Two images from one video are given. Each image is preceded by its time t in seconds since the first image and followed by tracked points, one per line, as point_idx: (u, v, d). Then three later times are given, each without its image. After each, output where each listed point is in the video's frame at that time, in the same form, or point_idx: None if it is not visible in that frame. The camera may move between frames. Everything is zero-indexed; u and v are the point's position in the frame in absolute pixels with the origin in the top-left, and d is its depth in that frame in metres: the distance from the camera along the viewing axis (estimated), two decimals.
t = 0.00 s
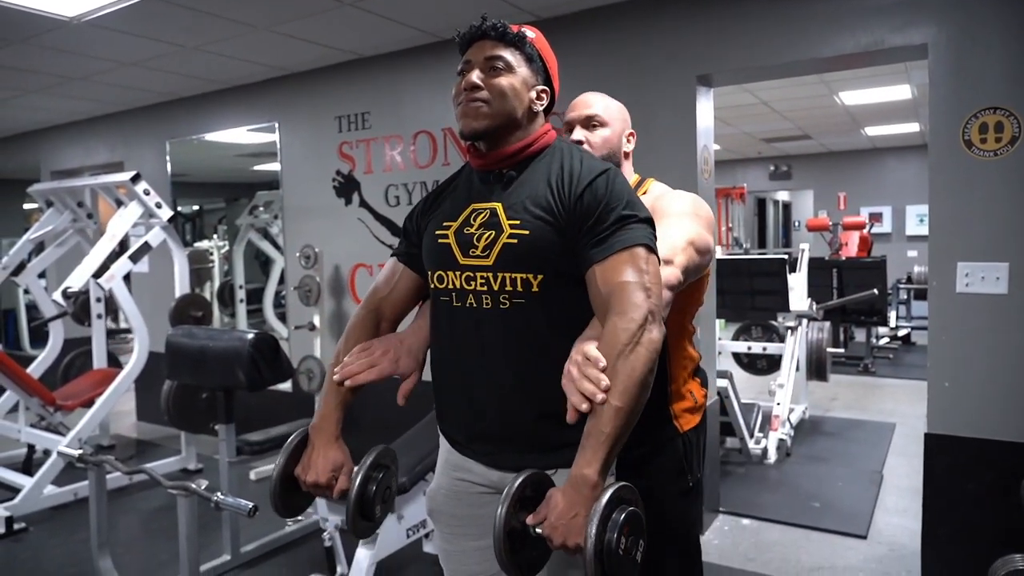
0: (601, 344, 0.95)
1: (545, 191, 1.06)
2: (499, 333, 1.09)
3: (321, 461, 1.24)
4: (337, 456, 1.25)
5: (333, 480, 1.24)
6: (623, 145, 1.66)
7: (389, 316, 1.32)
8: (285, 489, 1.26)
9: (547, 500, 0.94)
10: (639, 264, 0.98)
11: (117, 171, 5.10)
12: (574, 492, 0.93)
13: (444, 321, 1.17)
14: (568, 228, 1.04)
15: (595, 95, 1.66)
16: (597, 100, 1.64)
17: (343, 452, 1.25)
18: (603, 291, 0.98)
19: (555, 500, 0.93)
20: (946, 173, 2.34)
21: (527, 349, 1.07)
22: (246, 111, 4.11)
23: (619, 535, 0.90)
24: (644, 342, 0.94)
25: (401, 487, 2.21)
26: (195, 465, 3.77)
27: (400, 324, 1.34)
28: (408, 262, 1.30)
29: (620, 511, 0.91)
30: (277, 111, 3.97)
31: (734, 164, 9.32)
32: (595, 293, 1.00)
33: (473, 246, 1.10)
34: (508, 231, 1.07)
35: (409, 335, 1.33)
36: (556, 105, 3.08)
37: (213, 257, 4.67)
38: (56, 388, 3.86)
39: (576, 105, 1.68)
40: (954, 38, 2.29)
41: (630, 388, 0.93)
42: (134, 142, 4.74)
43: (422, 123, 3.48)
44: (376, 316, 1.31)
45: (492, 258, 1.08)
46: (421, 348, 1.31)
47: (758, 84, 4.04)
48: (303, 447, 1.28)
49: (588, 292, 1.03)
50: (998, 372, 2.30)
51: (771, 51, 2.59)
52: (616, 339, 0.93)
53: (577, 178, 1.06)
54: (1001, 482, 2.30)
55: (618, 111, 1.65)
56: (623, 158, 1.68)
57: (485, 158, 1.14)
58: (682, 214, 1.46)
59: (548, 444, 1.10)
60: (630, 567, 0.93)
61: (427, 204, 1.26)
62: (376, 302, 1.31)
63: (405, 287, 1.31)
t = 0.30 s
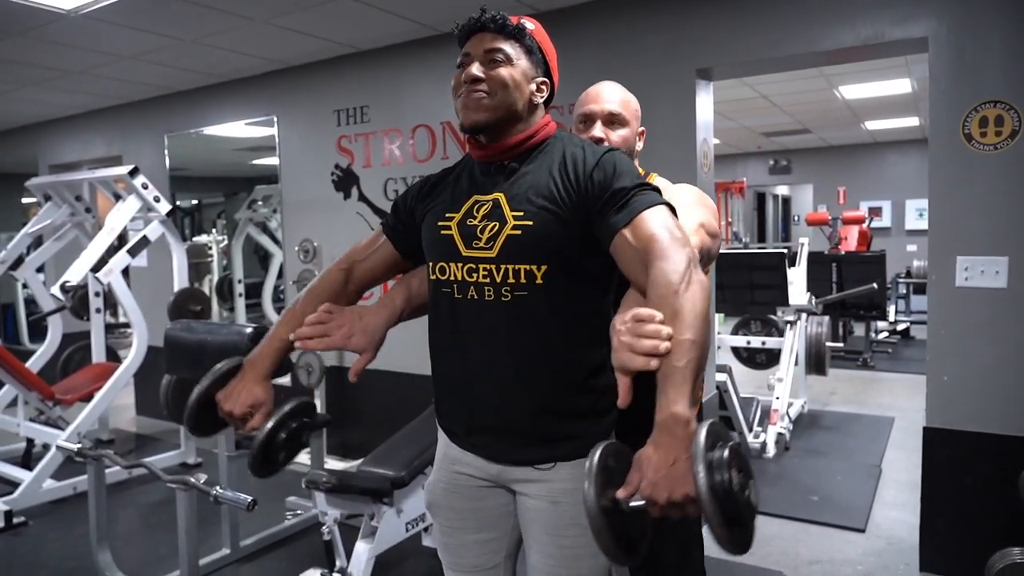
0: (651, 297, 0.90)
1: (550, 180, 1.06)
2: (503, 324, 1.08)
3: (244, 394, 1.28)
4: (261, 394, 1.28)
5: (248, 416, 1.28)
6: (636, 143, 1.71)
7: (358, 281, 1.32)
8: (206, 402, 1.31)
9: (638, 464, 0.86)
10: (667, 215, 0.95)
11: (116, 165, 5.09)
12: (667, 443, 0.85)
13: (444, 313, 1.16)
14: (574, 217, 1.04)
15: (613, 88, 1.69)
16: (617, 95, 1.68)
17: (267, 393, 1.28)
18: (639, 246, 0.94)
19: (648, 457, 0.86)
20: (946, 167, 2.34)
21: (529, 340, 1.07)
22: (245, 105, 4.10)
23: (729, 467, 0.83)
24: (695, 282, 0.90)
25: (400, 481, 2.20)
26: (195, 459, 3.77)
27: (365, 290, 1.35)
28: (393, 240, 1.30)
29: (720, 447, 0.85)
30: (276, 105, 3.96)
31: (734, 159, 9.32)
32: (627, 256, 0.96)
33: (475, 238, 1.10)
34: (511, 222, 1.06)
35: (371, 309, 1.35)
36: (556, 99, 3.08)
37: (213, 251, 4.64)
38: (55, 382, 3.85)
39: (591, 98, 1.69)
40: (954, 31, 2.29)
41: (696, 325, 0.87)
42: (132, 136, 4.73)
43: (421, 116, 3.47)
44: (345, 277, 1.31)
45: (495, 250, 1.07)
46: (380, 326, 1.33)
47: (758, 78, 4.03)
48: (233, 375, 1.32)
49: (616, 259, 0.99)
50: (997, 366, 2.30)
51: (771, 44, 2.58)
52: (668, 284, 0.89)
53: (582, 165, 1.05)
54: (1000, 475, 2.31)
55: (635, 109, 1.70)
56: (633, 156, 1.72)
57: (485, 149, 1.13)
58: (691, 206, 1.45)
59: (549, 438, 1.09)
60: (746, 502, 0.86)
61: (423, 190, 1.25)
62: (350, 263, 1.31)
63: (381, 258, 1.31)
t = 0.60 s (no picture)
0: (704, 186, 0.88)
1: (557, 154, 1.05)
2: (505, 301, 1.07)
3: (176, 258, 1.26)
4: (190, 265, 1.26)
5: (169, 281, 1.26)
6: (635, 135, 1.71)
7: (332, 211, 1.29)
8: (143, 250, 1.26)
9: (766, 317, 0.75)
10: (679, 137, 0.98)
11: (113, 155, 5.07)
12: (788, 269, 0.74)
13: (446, 291, 1.15)
14: (580, 184, 1.03)
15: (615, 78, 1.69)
16: (619, 85, 1.68)
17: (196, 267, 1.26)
18: (671, 158, 0.94)
19: (778, 292, 0.74)
20: (946, 157, 2.33)
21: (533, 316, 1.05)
22: (242, 95, 4.08)
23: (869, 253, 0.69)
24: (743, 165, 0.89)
25: (399, 471, 2.20)
26: (194, 450, 3.78)
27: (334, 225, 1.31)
28: (380, 187, 1.25)
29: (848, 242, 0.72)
30: (273, 95, 3.95)
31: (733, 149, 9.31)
32: (661, 176, 0.95)
33: (478, 214, 1.08)
34: (515, 197, 1.05)
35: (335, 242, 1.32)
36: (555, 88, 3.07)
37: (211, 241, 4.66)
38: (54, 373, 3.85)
39: (591, 87, 1.68)
40: (955, 19, 2.27)
41: (761, 185, 0.84)
42: (129, 126, 4.71)
43: (419, 106, 3.45)
44: (321, 202, 1.28)
45: (498, 225, 1.06)
46: (338, 264, 1.30)
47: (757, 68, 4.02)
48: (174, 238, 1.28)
49: (647, 192, 0.98)
50: (996, 356, 2.30)
51: (771, 34, 2.56)
52: (716, 170, 0.88)
53: (587, 134, 1.06)
54: (997, 465, 2.32)
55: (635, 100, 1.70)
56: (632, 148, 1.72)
57: (487, 131, 1.12)
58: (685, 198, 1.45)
59: (551, 421, 1.08)
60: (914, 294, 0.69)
61: (423, 157, 1.22)
62: (330, 189, 1.29)
63: (360, 193, 1.27)
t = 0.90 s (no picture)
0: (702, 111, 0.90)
1: (557, 136, 1.05)
2: (504, 283, 1.06)
3: (160, 176, 1.26)
4: (171, 187, 1.25)
5: (147, 195, 1.25)
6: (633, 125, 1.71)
7: (328, 169, 1.26)
8: (130, 158, 1.28)
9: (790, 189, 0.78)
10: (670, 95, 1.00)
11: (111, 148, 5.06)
12: (808, 140, 0.77)
13: (445, 277, 1.14)
14: (578, 162, 1.03)
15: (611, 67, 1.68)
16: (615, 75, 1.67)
17: (177, 189, 1.25)
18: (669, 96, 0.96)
19: (804, 160, 0.76)
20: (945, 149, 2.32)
21: (530, 299, 1.05)
22: (240, 88, 4.07)
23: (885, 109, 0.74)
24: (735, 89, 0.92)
25: (398, 464, 2.20)
26: (193, 443, 3.78)
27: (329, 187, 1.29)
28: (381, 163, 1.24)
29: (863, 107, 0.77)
30: (271, 88, 3.93)
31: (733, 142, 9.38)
32: (654, 116, 0.96)
33: (477, 197, 1.08)
34: (514, 178, 1.05)
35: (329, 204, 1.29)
36: (554, 81, 3.06)
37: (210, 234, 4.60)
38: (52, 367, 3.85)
39: (588, 78, 1.68)
40: (954, 11, 2.26)
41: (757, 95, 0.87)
42: (127, 119, 4.70)
43: (418, 98, 3.44)
44: (319, 160, 1.27)
45: (497, 207, 1.06)
46: (332, 225, 1.27)
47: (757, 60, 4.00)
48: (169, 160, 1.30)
49: (642, 142, 0.98)
50: (995, 349, 2.30)
51: (769, 27, 2.56)
52: (712, 95, 0.90)
53: (585, 114, 1.06)
54: (995, 457, 2.33)
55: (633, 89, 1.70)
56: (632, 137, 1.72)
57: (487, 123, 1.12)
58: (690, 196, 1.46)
59: (550, 407, 1.07)
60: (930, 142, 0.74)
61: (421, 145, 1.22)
62: (330, 149, 1.28)
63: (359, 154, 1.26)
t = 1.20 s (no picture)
0: (697, 140, 0.88)
1: (556, 143, 1.05)
2: (504, 289, 1.06)
3: (165, 210, 1.26)
4: (178, 219, 1.25)
5: (155, 229, 1.25)
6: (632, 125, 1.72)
7: (332, 182, 1.26)
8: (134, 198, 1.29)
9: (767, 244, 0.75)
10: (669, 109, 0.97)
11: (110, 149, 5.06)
12: (789, 199, 0.74)
13: (446, 282, 1.14)
14: (578, 169, 1.03)
15: (609, 68, 1.68)
16: (613, 76, 1.67)
17: (183, 221, 1.25)
18: (663, 122, 0.94)
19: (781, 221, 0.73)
20: (943, 148, 2.33)
21: (530, 305, 1.06)
22: (239, 88, 4.07)
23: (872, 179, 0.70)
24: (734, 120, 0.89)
25: (398, 464, 2.20)
26: (193, 443, 3.78)
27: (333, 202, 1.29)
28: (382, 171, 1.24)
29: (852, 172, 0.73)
30: (270, 88, 3.93)
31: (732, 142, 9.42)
32: (650, 142, 0.95)
33: (479, 203, 1.08)
34: (514, 185, 1.05)
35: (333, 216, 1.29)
36: (553, 81, 3.06)
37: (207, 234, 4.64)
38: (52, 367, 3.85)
39: (587, 78, 1.68)
40: (953, 11, 2.27)
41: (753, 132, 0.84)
42: (126, 119, 4.69)
43: (417, 98, 3.44)
44: (320, 175, 1.26)
45: (498, 213, 1.06)
46: (336, 233, 1.25)
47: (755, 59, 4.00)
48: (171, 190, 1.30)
49: (638, 161, 0.97)
50: (995, 348, 2.31)
51: (767, 27, 2.56)
52: (709, 123, 0.87)
53: (584, 121, 1.06)
54: (994, 456, 2.33)
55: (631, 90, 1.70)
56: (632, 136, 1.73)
57: (488, 127, 1.12)
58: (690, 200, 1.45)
59: (551, 411, 1.08)
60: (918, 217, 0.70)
61: (421, 151, 1.22)
62: (330, 164, 1.27)
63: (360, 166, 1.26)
